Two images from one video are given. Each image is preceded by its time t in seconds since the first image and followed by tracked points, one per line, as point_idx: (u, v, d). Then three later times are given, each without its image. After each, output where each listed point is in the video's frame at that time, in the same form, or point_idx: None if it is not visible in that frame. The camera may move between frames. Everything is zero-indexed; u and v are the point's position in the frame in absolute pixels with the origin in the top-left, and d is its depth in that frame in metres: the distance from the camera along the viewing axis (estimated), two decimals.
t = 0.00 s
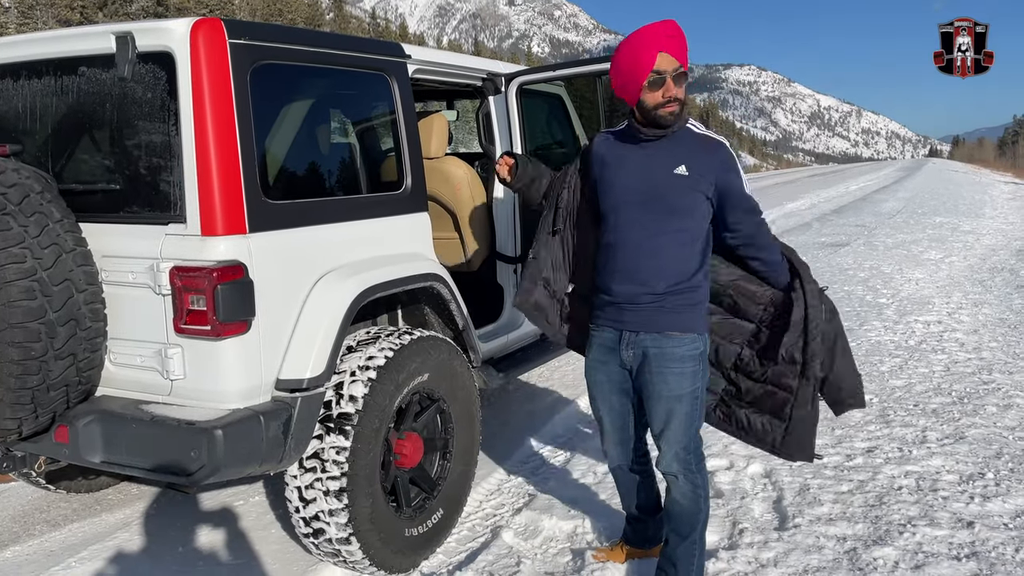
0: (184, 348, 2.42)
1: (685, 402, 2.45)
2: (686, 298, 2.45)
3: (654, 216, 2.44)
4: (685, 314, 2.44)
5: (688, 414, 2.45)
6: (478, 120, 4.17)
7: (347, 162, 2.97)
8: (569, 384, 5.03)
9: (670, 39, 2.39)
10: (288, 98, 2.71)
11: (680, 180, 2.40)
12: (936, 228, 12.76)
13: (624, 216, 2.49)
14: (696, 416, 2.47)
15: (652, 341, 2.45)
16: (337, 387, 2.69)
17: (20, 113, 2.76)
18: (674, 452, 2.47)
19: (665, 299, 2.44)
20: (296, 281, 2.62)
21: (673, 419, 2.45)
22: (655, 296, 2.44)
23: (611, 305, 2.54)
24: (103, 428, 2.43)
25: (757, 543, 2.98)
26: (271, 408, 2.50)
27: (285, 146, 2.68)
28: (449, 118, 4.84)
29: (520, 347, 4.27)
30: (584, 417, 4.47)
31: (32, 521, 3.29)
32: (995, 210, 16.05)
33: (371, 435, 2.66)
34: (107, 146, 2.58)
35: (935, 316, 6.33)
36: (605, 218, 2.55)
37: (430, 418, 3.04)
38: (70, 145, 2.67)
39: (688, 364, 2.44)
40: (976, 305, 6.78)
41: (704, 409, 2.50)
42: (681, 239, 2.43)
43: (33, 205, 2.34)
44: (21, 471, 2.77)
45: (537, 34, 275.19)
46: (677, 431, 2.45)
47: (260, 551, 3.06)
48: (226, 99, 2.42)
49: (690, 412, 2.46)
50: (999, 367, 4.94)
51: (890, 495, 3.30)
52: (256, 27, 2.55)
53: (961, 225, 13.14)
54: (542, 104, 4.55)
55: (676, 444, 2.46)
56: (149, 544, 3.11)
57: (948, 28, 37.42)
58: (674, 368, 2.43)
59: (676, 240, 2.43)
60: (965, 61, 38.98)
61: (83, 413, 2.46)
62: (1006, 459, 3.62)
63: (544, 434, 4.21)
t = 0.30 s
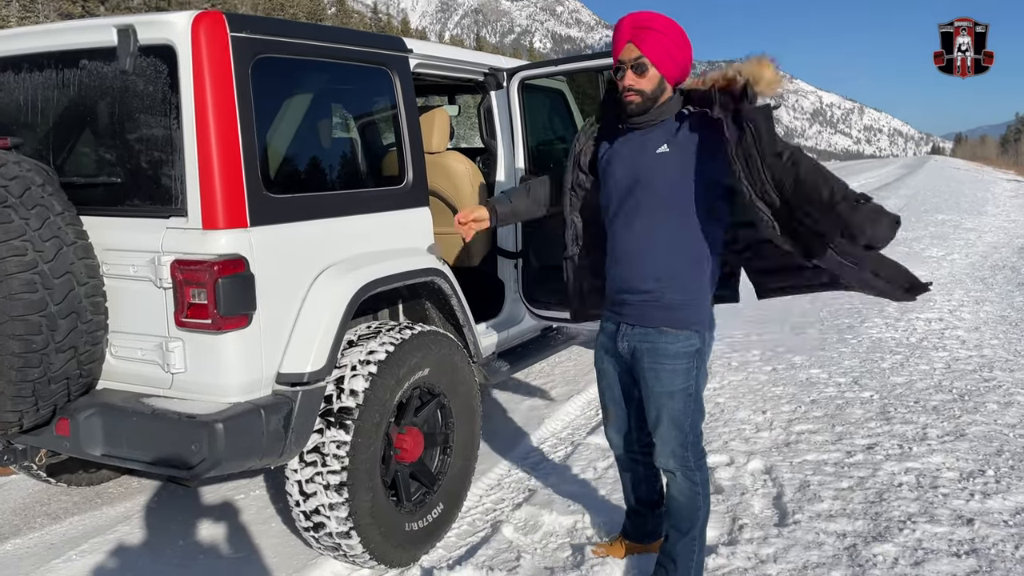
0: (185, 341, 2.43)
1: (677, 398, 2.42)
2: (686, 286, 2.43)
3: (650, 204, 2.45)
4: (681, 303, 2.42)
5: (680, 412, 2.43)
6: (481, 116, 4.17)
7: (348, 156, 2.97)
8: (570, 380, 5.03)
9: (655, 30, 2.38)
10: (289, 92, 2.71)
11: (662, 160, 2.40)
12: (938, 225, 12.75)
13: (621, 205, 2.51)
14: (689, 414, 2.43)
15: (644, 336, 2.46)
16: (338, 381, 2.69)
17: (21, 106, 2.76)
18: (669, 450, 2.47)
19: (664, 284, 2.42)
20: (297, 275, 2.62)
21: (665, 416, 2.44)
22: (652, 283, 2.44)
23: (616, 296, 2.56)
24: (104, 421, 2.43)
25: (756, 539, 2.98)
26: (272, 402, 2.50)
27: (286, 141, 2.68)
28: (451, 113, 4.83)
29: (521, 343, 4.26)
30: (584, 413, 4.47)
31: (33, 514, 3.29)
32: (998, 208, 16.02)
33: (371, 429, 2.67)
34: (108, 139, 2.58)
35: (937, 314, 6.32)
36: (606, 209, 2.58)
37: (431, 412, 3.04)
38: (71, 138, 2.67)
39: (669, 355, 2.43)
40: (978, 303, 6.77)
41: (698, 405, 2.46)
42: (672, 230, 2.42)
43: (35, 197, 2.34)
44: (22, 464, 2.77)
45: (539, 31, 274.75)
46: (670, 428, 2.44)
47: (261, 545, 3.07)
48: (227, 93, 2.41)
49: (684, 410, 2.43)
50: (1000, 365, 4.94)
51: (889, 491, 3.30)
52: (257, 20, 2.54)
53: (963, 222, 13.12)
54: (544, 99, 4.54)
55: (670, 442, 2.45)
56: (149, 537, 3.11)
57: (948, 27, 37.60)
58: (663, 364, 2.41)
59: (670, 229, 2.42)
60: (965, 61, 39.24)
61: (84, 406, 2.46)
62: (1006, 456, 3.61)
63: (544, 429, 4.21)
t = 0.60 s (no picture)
0: (187, 333, 2.43)
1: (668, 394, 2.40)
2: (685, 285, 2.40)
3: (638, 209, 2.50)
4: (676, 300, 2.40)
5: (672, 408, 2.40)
6: (484, 111, 4.19)
7: (351, 148, 2.97)
8: (572, 374, 5.03)
9: (637, 29, 2.38)
10: (292, 84, 2.70)
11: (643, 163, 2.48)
12: (941, 221, 12.74)
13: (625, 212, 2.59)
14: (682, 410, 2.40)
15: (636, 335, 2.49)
16: (340, 373, 2.69)
17: (24, 96, 2.76)
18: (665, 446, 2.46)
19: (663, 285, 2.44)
20: (300, 267, 2.62)
21: (660, 412, 2.43)
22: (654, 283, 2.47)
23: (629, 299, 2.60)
24: (106, 412, 2.43)
25: (757, 533, 2.98)
26: (274, 393, 2.51)
27: (289, 133, 2.68)
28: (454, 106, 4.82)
29: (523, 337, 4.26)
30: (586, 407, 4.47)
31: (36, 504, 3.30)
32: (1001, 204, 15.98)
33: (373, 422, 2.67)
34: (111, 131, 2.58)
35: (939, 309, 6.31)
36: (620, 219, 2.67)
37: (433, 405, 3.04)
38: (74, 129, 2.67)
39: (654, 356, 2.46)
40: (981, 299, 6.76)
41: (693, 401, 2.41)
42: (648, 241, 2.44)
43: (37, 188, 2.34)
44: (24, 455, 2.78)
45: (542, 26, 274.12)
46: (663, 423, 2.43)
47: (263, 536, 3.08)
48: (230, 84, 2.41)
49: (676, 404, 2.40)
50: (1003, 361, 4.93)
51: (891, 486, 3.30)
52: (259, 11, 2.53)
53: (966, 218, 13.08)
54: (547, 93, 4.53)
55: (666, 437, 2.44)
56: (151, 528, 3.12)
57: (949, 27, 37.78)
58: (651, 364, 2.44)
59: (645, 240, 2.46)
60: (965, 61, 39.83)
61: (86, 397, 2.46)
62: (1008, 452, 3.61)
63: (546, 423, 4.22)
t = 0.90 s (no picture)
0: (190, 325, 2.43)
1: (668, 391, 2.40)
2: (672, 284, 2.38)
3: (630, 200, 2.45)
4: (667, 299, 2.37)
5: (673, 406, 2.40)
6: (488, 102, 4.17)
7: (354, 142, 2.96)
8: (574, 368, 5.03)
9: (641, 22, 2.30)
10: (295, 77, 2.69)
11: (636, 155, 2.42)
12: (944, 216, 12.72)
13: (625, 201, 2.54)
14: (682, 407, 2.39)
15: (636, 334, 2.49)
16: (343, 366, 2.69)
17: (27, 88, 2.75)
18: (668, 443, 2.46)
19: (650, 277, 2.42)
20: (302, 260, 2.61)
21: (661, 409, 2.44)
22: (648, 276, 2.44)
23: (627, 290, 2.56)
24: (110, 404, 2.44)
25: (760, 528, 2.98)
26: (277, 386, 2.51)
27: (291, 125, 2.67)
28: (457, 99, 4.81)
29: (525, 331, 4.26)
30: (588, 401, 4.47)
31: (39, 496, 3.31)
32: (1005, 200, 15.94)
33: (376, 415, 2.67)
34: (115, 122, 2.58)
35: (942, 305, 6.30)
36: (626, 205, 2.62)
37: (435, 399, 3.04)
38: (77, 121, 2.67)
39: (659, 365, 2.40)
40: (984, 294, 6.75)
41: (695, 399, 2.39)
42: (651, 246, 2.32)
43: (41, 180, 2.34)
44: (28, 446, 2.78)
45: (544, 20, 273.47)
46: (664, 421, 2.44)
47: (265, 529, 3.08)
48: (233, 75, 2.40)
49: (676, 402, 2.40)
50: (1005, 356, 4.93)
51: (893, 482, 3.30)
52: (262, 3, 2.52)
53: (969, 214, 13.05)
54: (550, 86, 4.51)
55: (669, 433, 2.44)
56: (154, 520, 3.13)
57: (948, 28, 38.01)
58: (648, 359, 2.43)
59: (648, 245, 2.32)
60: (965, 61, 39.86)
61: (89, 389, 2.46)
62: (1010, 448, 3.61)
63: (548, 417, 4.22)
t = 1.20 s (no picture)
0: (191, 320, 2.42)
1: (660, 383, 2.44)
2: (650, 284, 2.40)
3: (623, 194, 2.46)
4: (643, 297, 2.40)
5: (667, 399, 2.44)
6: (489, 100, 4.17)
7: (355, 137, 2.95)
8: (575, 364, 5.03)
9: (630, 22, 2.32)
10: (296, 71, 2.69)
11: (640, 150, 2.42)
12: (943, 213, 12.71)
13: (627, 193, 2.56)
14: (677, 403, 2.43)
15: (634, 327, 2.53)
16: (344, 362, 2.68)
17: (28, 82, 2.75)
18: (665, 438, 2.49)
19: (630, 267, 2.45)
20: (303, 255, 2.61)
21: (656, 402, 2.47)
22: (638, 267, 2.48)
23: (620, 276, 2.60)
24: (110, 399, 2.44)
25: (760, 524, 2.99)
26: (278, 381, 2.50)
27: (292, 121, 2.66)
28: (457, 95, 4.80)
29: (525, 327, 4.26)
30: (588, 397, 4.47)
31: (39, 490, 3.31)
32: (1005, 197, 15.93)
33: (376, 410, 2.66)
34: (115, 117, 2.57)
35: (942, 302, 6.30)
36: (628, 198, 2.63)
37: (435, 394, 3.04)
38: (78, 115, 2.66)
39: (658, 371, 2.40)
40: (984, 291, 6.74)
41: (689, 394, 2.42)
42: (647, 252, 2.31)
43: (41, 174, 2.33)
44: (29, 441, 2.78)
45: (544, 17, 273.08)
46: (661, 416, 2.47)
47: (265, 524, 3.08)
48: (233, 69, 2.40)
49: (671, 397, 2.43)
50: (1005, 353, 4.93)
51: (894, 478, 3.30)
52: None
53: (968, 211, 13.05)
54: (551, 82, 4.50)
55: (667, 429, 2.47)
56: (154, 515, 3.13)
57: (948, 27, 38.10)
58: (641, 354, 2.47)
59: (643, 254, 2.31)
60: (965, 61, 39.78)
61: (90, 383, 2.46)
62: (1011, 444, 3.61)
63: (548, 413, 4.22)
